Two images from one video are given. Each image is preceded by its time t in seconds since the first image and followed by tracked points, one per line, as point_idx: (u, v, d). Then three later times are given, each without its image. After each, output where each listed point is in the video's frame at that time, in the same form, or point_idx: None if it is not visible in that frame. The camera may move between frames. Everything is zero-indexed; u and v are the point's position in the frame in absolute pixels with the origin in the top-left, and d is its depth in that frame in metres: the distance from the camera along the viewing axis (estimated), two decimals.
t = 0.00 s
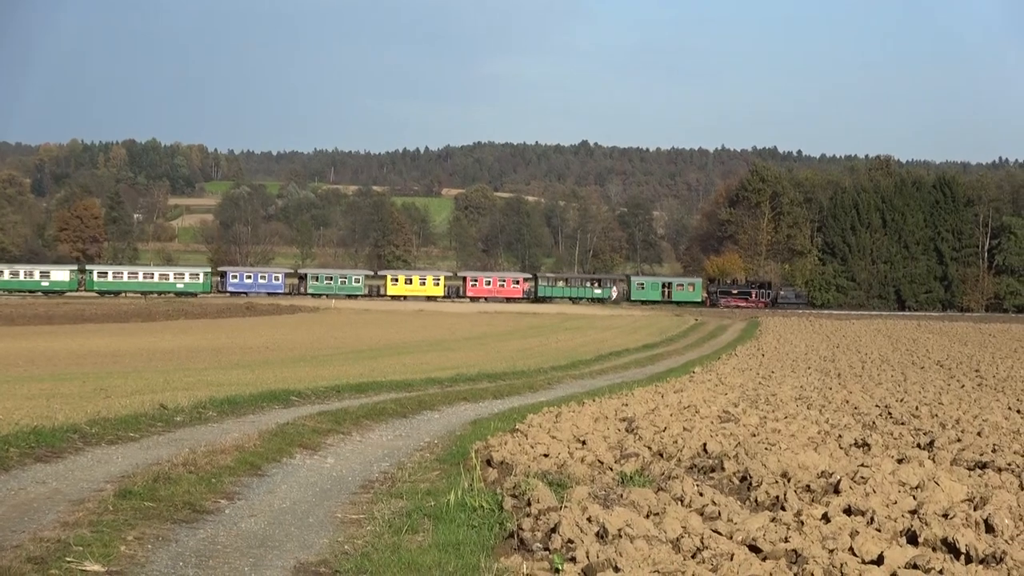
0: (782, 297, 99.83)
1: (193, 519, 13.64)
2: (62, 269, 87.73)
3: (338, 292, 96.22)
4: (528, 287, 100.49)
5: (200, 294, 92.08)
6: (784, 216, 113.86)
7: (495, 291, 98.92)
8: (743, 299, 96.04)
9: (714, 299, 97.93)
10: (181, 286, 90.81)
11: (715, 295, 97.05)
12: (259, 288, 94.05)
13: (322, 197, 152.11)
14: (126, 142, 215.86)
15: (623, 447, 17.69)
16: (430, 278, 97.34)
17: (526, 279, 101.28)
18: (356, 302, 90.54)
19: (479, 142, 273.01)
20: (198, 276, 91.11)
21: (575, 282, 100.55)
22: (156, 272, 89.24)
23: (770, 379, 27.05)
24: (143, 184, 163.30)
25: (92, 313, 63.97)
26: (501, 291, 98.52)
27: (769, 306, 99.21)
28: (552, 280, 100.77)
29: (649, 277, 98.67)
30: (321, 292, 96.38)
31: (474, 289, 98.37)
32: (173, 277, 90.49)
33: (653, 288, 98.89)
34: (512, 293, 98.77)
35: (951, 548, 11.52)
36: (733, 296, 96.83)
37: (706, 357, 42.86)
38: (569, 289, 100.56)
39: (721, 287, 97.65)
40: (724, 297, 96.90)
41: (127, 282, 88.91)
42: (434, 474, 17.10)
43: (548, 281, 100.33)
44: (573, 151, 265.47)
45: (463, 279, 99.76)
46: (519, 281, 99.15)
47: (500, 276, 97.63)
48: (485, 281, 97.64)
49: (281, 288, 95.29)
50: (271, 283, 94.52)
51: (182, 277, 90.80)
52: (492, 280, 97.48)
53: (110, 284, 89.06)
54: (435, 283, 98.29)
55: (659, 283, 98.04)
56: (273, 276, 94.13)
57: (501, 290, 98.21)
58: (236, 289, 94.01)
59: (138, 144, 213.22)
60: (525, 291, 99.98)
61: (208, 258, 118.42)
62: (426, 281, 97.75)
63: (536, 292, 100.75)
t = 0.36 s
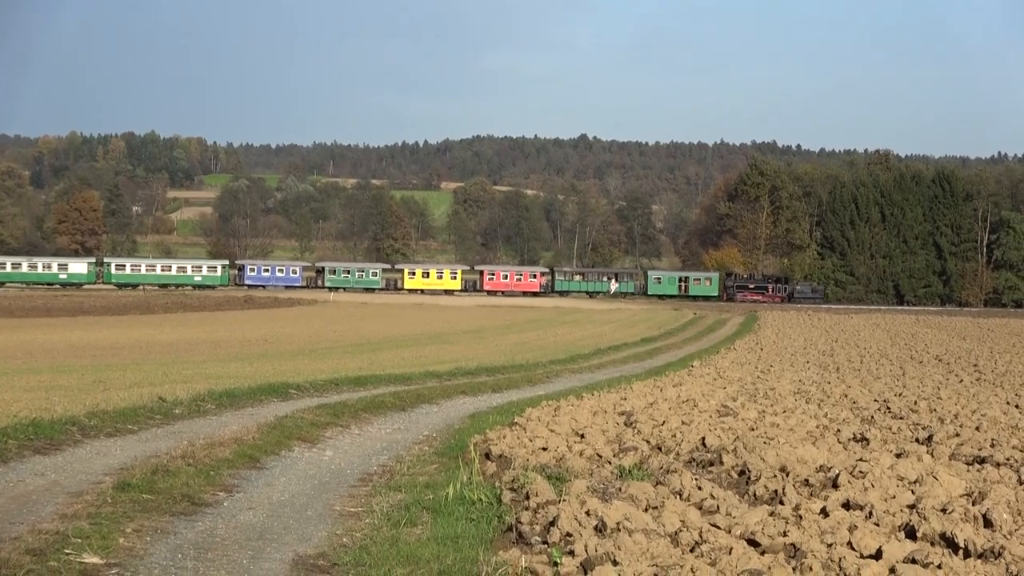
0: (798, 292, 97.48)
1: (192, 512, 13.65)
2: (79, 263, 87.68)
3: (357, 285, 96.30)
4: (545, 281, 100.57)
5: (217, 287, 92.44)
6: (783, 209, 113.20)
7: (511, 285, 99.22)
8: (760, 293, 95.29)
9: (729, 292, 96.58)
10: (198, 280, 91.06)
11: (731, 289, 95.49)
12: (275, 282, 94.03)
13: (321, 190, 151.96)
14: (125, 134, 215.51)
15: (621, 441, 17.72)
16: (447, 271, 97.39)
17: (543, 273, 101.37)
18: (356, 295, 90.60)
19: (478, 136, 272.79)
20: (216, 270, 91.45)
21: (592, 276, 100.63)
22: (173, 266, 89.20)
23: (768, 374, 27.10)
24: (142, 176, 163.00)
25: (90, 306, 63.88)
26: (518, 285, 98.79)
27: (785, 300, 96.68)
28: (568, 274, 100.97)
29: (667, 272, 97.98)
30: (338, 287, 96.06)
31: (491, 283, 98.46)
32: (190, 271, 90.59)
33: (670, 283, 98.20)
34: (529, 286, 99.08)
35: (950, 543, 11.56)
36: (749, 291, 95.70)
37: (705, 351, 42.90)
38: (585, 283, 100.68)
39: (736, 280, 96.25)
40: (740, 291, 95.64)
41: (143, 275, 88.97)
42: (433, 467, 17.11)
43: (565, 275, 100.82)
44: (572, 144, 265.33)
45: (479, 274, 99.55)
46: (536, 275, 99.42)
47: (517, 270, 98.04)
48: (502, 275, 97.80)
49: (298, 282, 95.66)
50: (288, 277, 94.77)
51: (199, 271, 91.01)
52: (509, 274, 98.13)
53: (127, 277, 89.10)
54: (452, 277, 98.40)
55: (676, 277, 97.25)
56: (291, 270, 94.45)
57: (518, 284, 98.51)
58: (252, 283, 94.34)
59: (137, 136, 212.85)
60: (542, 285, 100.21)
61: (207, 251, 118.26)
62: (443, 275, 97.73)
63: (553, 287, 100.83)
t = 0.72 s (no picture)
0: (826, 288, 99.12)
1: (202, 506, 13.65)
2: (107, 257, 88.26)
3: (383, 280, 97.41)
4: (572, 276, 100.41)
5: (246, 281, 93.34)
6: (791, 205, 112.35)
7: (539, 280, 99.10)
8: (786, 289, 95.90)
9: (756, 288, 97.23)
10: (226, 274, 92.04)
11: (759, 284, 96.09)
12: (304, 276, 95.61)
13: (330, 184, 152.14)
14: (133, 129, 215.90)
15: (630, 436, 17.67)
16: (475, 266, 97.46)
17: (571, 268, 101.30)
18: (364, 289, 90.59)
19: (486, 130, 272.66)
20: (243, 264, 92.37)
21: (618, 270, 99.96)
22: (201, 260, 90.17)
23: (777, 368, 27.03)
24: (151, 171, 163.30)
25: (100, 300, 64.06)
26: (545, 280, 98.69)
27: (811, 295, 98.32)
28: (595, 269, 100.53)
29: (693, 266, 96.46)
30: (366, 280, 97.14)
31: (519, 278, 98.36)
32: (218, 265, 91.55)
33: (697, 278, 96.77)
34: (556, 282, 98.99)
35: (958, 538, 11.52)
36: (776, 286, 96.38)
37: (713, 346, 42.80)
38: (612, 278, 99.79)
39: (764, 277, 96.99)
40: (768, 287, 96.28)
41: (171, 269, 90.09)
42: (442, 462, 17.09)
43: (591, 270, 100.33)
44: (581, 139, 264.87)
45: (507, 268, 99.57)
46: (563, 270, 99.30)
47: (544, 265, 97.78)
48: (529, 270, 97.59)
49: (326, 277, 96.34)
50: (316, 271, 95.66)
51: (227, 265, 91.90)
52: (537, 269, 97.89)
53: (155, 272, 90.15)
54: (480, 272, 98.45)
55: (703, 272, 95.96)
56: (318, 264, 95.23)
57: (545, 279, 98.43)
58: (281, 277, 95.52)
59: (146, 130, 213.26)
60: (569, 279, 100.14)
61: (215, 246, 118.52)
62: (471, 269, 97.84)
63: (580, 282, 100.63)
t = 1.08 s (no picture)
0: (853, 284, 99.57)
1: (212, 503, 13.64)
2: (136, 254, 88.69)
3: (412, 276, 97.20)
4: (600, 272, 99.77)
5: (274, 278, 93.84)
6: (801, 201, 113.09)
7: (567, 277, 98.51)
8: (814, 285, 95.55)
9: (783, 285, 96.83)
10: (255, 271, 92.43)
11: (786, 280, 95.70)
12: (332, 274, 95.79)
13: (339, 180, 152.28)
14: (144, 126, 216.39)
15: (639, 432, 17.62)
16: (502, 263, 97.20)
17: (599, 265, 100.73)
18: (373, 285, 90.63)
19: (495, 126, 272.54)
20: (272, 262, 92.84)
21: (646, 267, 99.05)
22: (230, 256, 90.45)
23: (787, 365, 26.97)
24: (161, 167, 163.63)
25: (110, 296, 64.21)
26: (573, 277, 98.11)
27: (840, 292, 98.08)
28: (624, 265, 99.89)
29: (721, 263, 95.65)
30: (394, 277, 97.17)
31: (546, 275, 97.91)
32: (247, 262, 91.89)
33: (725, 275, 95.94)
34: (583, 279, 98.29)
35: (969, 534, 11.43)
36: (803, 283, 96.04)
37: (723, 342, 42.68)
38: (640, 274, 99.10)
39: (791, 272, 96.73)
40: (795, 282, 95.92)
41: (200, 266, 90.32)
42: (452, 458, 17.06)
43: (620, 266, 99.58)
44: (591, 135, 264.45)
45: (535, 265, 99.26)
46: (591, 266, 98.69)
47: (571, 262, 97.25)
48: (556, 266, 97.14)
49: (354, 273, 96.55)
50: (344, 269, 95.96)
51: (256, 262, 92.26)
52: (565, 266, 97.40)
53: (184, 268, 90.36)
54: (508, 269, 98.10)
55: (731, 269, 95.24)
56: (346, 261, 95.41)
57: (573, 275, 97.85)
58: (309, 274, 95.84)
59: (156, 126, 213.73)
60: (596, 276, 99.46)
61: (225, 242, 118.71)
62: (498, 266, 97.57)
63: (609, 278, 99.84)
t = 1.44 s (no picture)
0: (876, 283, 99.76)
1: (218, 501, 13.64)
2: (160, 253, 88.94)
3: (437, 275, 96.86)
4: (623, 271, 99.41)
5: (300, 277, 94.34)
6: (808, 200, 113.68)
7: (591, 276, 98.66)
8: (838, 284, 95.24)
9: (807, 284, 96.19)
10: (280, 270, 92.79)
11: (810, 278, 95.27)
12: (357, 272, 95.96)
13: (345, 179, 152.44)
14: (150, 124, 216.93)
15: (646, 431, 17.60)
16: (527, 262, 97.23)
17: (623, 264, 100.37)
18: (378, 284, 90.64)
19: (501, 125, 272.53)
20: (297, 261, 93.38)
21: (670, 266, 98.22)
22: (255, 255, 90.72)
23: (793, 363, 26.93)
24: (167, 166, 163.90)
25: (117, 295, 64.30)
26: (597, 276, 98.28)
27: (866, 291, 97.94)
28: (648, 264, 99.29)
29: (745, 262, 94.91)
30: (419, 276, 97.19)
31: (571, 274, 97.83)
32: (272, 261, 92.29)
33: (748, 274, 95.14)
34: (608, 278, 98.47)
35: (976, 533, 11.39)
36: (827, 282, 95.67)
37: (729, 341, 42.60)
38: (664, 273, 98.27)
39: (814, 271, 96.29)
40: (819, 282, 95.43)
41: (225, 265, 90.65)
42: (459, 457, 17.03)
43: (645, 265, 99.15)
44: (597, 134, 264.21)
45: (559, 265, 99.27)
46: (615, 265, 98.75)
47: (596, 261, 97.52)
48: (582, 266, 97.35)
49: (379, 273, 96.76)
50: (370, 267, 96.07)
51: (281, 261, 92.69)
52: (588, 265, 97.67)
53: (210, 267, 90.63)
54: (532, 268, 98.11)
55: (755, 268, 94.46)
56: (371, 259, 95.51)
57: (598, 274, 97.98)
58: (334, 273, 96.03)
59: (163, 125, 214.08)
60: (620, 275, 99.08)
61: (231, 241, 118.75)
62: (523, 265, 97.51)
63: (633, 277, 99.34)
